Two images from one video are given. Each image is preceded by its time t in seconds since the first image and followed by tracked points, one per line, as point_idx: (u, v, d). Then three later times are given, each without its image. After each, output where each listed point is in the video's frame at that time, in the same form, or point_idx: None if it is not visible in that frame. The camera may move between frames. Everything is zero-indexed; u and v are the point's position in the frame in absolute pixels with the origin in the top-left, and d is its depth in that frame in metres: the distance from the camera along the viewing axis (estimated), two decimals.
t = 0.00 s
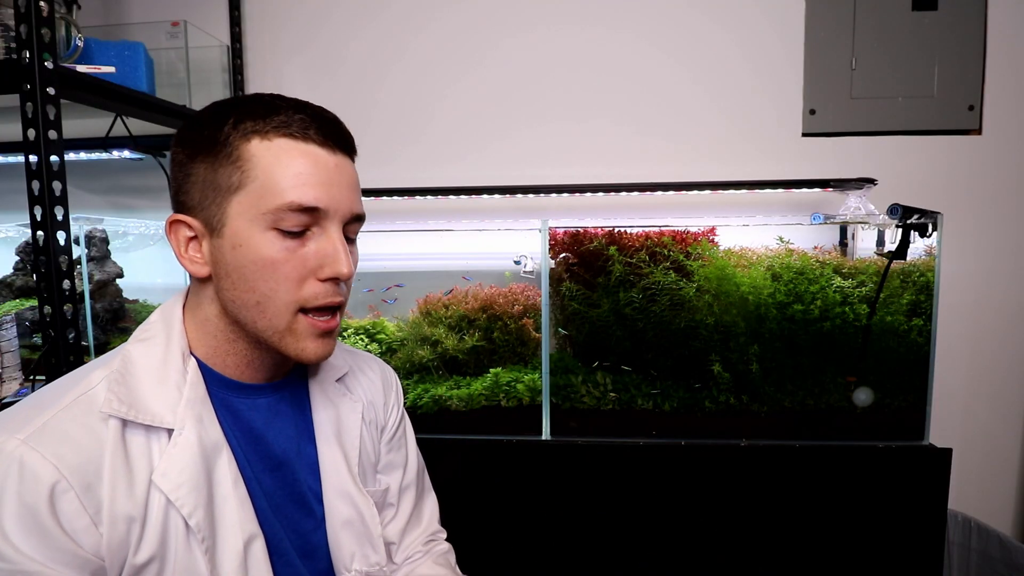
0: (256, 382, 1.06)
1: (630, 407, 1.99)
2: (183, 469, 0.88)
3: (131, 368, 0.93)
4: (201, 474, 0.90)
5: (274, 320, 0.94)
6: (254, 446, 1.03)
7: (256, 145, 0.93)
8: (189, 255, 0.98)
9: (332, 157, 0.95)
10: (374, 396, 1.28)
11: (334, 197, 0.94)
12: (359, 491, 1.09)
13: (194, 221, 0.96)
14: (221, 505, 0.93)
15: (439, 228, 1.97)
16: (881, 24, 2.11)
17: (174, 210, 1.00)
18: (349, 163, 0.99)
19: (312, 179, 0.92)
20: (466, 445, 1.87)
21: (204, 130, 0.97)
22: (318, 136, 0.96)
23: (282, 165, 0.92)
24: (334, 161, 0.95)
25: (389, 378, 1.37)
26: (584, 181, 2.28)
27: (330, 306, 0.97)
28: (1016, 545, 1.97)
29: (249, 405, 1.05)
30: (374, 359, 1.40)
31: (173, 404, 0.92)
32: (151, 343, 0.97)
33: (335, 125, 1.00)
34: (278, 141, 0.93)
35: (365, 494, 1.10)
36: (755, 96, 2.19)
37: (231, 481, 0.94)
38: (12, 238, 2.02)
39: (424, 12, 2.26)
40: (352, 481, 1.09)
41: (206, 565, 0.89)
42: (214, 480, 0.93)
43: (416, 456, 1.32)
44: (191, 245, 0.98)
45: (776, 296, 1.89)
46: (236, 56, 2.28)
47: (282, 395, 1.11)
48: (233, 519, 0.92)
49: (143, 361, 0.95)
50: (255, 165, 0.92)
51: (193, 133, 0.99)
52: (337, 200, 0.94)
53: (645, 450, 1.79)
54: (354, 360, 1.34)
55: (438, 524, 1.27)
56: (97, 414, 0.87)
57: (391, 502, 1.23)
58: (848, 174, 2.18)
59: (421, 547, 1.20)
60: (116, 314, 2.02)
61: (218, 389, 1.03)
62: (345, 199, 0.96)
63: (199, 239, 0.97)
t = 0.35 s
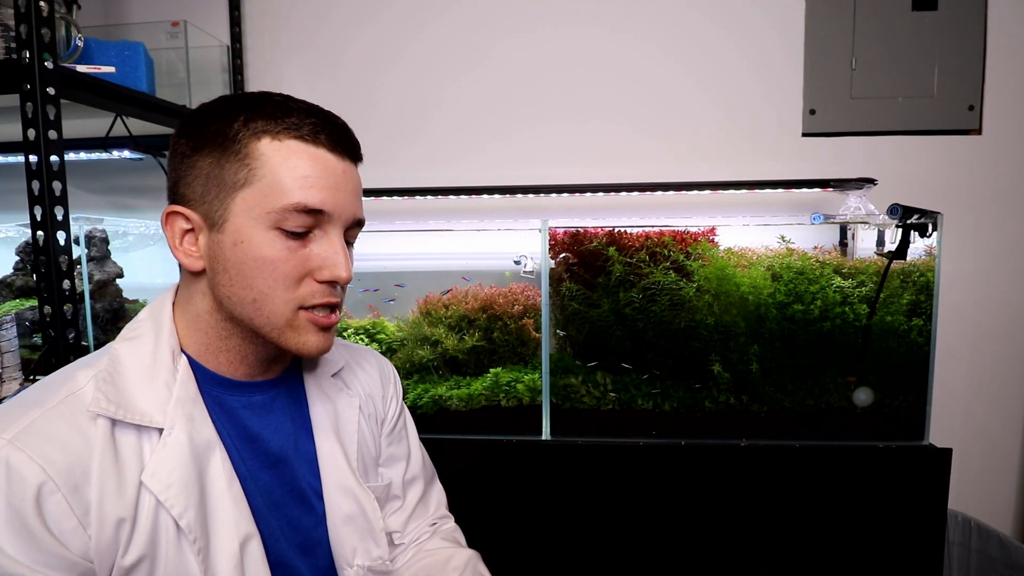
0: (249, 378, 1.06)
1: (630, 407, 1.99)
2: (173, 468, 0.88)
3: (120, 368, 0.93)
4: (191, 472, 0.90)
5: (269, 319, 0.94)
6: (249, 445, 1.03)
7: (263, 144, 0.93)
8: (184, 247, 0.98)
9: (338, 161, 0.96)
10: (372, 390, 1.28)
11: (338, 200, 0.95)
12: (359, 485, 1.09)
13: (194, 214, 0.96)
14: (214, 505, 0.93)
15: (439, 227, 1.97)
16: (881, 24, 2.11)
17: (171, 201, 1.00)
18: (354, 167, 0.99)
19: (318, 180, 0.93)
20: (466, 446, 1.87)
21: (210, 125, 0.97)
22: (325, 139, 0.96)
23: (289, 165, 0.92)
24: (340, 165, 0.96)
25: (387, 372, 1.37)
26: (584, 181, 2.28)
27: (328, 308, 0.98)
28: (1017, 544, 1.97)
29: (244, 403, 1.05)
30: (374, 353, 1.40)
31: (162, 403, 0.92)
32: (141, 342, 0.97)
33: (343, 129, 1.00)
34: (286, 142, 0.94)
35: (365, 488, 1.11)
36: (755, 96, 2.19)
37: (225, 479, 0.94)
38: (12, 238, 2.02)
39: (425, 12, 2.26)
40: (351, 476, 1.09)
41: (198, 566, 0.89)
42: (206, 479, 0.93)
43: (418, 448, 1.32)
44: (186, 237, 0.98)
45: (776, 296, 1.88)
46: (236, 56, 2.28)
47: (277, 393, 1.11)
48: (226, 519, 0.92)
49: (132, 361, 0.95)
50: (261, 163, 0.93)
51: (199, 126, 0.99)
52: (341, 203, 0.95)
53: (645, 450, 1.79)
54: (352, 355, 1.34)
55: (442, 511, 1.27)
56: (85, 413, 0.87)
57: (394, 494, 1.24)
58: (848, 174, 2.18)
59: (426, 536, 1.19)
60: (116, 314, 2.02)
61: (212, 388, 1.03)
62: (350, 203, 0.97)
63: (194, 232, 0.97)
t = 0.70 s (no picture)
0: (247, 380, 1.06)
1: (630, 407, 1.99)
2: (171, 466, 0.88)
3: (121, 366, 0.93)
4: (188, 471, 0.90)
5: (265, 323, 0.94)
6: (247, 444, 1.03)
7: (271, 149, 0.93)
8: (191, 249, 0.98)
9: (345, 169, 0.96)
10: (370, 392, 1.28)
11: (343, 208, 0.95)
12: (355, 486, 1.09)
13: (202, 217, 0.96)
14: (210, 503, 0.93)
15: (439, 227, 1.96)
16: (881, 24, 2.11)
17: (181, 202, 1.00)
18: (361, 177, 0.99)
19: (324, 186, 0.93)
20: (466, 445, 1.87)
21: (224, 128, 0.97)
22: (334, 147, 0.96)
23: (295, 172, 0.92)
24: (346, 174, 0.96)
25: (385, 374, 1.37)
26: (584, 181, 2.28)
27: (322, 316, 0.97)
28: (1017, 545, 1.97)
29: (242, 402, 1.05)
30: (371, 355, 1.40)
31: (161, 402, 0.92)
32: (142, 340, 0.98)
33: (353, 138, 1.00)
34: (295, 148, 0.94)
35: (362, 490, 1.11)
36: (755, 96, 2.19)
37: (223, 478, 0.94)
38: (12, 238, 2.02)
39: (424, 11, 2.26)
40: (348, 477, 1.09)
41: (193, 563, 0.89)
42: (203, 479, 0.93)
43: (413, 451, 1.32)
44: (195, 240, 0.98)
45: (776, 296, 1.88)
46: (236, 56, 2.28)
47: (275, 393, 1.11)
48: (222, 518, 0.92)
49: (133, 359, 0.95)
50: (268, 168, 0.93)
51: (213, 129, 0.99)
52: (343, 212, 0.95)
53: (645, 450, 1.79)
54: (350, 356, 1.34)
55: (434, 516, 1.27)
56: (85, 409, 0.87)
57: (389, 497, 1.24)
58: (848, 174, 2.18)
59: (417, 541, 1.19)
60: (116, 314, 2.02)
61: (211, 386, 1.03)
62: (353, 212, 0.97)
63: (204, 235, 0.97)
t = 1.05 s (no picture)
0: (243, 378, 1.05)
1: (630, 407, 1.99)
2: (173, 464, 0.89)
3: (125, 363, 0.94)
4: (190, 469, 0.90)
5: (226, 305, 0.94)
6: (251, 444, 1.03)
7: (223, 134, 0.97)
8: (175, 243, 1.01)
9: (294, 147, 0.96)
10: (372, 394, 1.29)
11: (289, 185, 0.95)
12: (357, 489, 1.09)
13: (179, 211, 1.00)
14: (212, 501, 0.93)
15: (439, 228, 1.97)
16: (881, 24, 2.11)
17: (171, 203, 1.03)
18: (316, 152, 0.99)
19: (269, 164, 0.94)
20: (466, 445, 1.87)
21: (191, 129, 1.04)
22: (283, 128, 0.97)
23: (242, 153, 0.94)
24: (294, 147, 0.96)
25: (387, 377, 1.37)
26: (584, 181, 2.28)
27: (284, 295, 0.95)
28: (1016, 544, 1.97)
29: (244, 401, 1.05)
30: (373, 358, 1.40)
31: (164, 399, 0.92)
32: (146, 339, 0.98)
33: (310, 120, 1.01)
34: (243, 131, 0.96)
35: (363, 492, 1.11)
36: (755, 96, 2.19)
37: (225, 477, 0.94)
38: (12, 238, 2.02)
39: (424, 11, 2.26)
40: (350, 479, 1.09)
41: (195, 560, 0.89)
42: (206, 477, 0.93)
43: (414, 455, 1.32)
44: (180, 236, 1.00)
45: (776, 296, 1.88)
46: (236, 56, 2.28)
47: (277, 394, 1.11)
48: (224, 517, 0.92)
49: (137, 357, 0.95)
50: (219, 152, 0.96)
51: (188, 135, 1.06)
52: (292, 184, 0.95)
53: (645, 450, 1.79)
54: (353, 359, 1.35)
55: (434, 521, 1.27)
56: (88, 406, 0.87)
57: (390, 500, 1.24)
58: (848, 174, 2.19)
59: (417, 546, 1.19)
60: (116, 314, 2.02)
61: (213, 384, 1.03)
62: (303, 185, 0.96)
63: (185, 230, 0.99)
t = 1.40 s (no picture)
0: (246, 377, 1.06)
1: (630, 407, 1.99)
2: (174, 452, 0.89)
3: (126, 354, 0.94)
4: (191, 458, 0.90)
5: (226, 304, 0.94)
6: (252, 438, 1.03)
7: (209, 133, 0.96)
8: (170, 247, 1.01)
9: (282, 142, 0.96)
10: (375, 391, 1.29)
11: (280, 179, 0.95)
12: (361, 486, 1.09)
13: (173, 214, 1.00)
14: (214, 491, 0.93)
15: (439, 227, 1.97)
16: (881, 24, 2.11)
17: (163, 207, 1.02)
18: (303, 144, 0.99)
19: (258, 160, 0.94)
20: (466, 446, 1.87)
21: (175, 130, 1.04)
22: (270, 123, 0.97)
23: (230, 150, 0.94)
24: (282, 141, 0.96)
25: (390, 375, 1.37)
26: (584, 181, 2.28)
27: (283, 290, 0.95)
28: (1017, 544, 1.97)
29: (246, 397, 1.05)
30: (375, 355, 1.40)
31: (165, 389, 0.92)
32: (147, 332, 0.99)
33: (296, 114, 1.01)
34: (230, 128, 0.96)
35: (366, 489, 1.10)
36: (755, 96, 2.19)
37: (227, 466, 0.94)
38: (12, 238, 2.02)
39: (424, 11, 2.26)
40: (353, 475, 1.09)
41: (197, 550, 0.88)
42: (207, 466, 0.93)
43: (416, 453, 1.32)
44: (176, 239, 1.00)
45: (776, 296, 1.88)
46: (236, 56, 2.29)
47: (280, 390, 1.11)
48: (227, 506, 0.92)
49: (138, 348, 0.96)
50: (207, 151, 0.96)
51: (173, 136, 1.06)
52: (283, 179, 0.95)
53: (645, 450, 1.80)
54: (356, 356, 1.34)
55: (436, 520, 1.27)
56: (90, 394, 0.87)
57: (393, 498, 1.23)
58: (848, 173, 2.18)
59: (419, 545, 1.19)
60: (116, 314, 2.02)
61: (214, 380, 1.03)
62: (294, 179, 0.96)
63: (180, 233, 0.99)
